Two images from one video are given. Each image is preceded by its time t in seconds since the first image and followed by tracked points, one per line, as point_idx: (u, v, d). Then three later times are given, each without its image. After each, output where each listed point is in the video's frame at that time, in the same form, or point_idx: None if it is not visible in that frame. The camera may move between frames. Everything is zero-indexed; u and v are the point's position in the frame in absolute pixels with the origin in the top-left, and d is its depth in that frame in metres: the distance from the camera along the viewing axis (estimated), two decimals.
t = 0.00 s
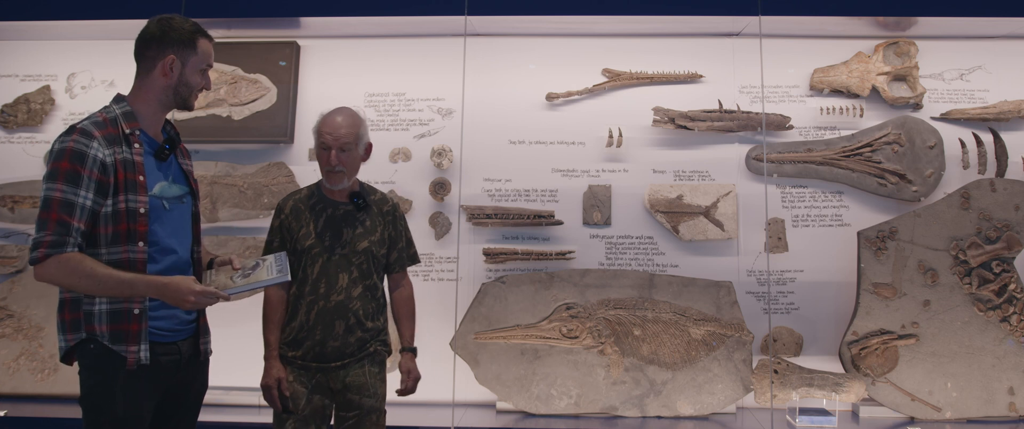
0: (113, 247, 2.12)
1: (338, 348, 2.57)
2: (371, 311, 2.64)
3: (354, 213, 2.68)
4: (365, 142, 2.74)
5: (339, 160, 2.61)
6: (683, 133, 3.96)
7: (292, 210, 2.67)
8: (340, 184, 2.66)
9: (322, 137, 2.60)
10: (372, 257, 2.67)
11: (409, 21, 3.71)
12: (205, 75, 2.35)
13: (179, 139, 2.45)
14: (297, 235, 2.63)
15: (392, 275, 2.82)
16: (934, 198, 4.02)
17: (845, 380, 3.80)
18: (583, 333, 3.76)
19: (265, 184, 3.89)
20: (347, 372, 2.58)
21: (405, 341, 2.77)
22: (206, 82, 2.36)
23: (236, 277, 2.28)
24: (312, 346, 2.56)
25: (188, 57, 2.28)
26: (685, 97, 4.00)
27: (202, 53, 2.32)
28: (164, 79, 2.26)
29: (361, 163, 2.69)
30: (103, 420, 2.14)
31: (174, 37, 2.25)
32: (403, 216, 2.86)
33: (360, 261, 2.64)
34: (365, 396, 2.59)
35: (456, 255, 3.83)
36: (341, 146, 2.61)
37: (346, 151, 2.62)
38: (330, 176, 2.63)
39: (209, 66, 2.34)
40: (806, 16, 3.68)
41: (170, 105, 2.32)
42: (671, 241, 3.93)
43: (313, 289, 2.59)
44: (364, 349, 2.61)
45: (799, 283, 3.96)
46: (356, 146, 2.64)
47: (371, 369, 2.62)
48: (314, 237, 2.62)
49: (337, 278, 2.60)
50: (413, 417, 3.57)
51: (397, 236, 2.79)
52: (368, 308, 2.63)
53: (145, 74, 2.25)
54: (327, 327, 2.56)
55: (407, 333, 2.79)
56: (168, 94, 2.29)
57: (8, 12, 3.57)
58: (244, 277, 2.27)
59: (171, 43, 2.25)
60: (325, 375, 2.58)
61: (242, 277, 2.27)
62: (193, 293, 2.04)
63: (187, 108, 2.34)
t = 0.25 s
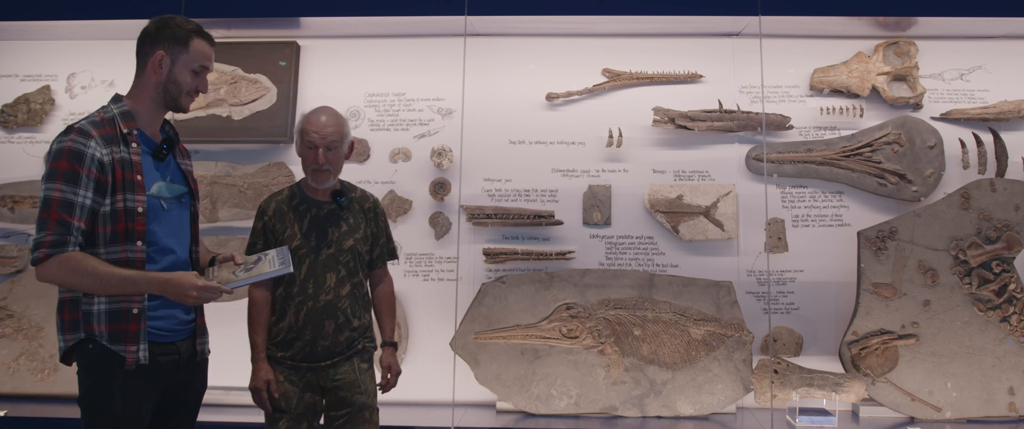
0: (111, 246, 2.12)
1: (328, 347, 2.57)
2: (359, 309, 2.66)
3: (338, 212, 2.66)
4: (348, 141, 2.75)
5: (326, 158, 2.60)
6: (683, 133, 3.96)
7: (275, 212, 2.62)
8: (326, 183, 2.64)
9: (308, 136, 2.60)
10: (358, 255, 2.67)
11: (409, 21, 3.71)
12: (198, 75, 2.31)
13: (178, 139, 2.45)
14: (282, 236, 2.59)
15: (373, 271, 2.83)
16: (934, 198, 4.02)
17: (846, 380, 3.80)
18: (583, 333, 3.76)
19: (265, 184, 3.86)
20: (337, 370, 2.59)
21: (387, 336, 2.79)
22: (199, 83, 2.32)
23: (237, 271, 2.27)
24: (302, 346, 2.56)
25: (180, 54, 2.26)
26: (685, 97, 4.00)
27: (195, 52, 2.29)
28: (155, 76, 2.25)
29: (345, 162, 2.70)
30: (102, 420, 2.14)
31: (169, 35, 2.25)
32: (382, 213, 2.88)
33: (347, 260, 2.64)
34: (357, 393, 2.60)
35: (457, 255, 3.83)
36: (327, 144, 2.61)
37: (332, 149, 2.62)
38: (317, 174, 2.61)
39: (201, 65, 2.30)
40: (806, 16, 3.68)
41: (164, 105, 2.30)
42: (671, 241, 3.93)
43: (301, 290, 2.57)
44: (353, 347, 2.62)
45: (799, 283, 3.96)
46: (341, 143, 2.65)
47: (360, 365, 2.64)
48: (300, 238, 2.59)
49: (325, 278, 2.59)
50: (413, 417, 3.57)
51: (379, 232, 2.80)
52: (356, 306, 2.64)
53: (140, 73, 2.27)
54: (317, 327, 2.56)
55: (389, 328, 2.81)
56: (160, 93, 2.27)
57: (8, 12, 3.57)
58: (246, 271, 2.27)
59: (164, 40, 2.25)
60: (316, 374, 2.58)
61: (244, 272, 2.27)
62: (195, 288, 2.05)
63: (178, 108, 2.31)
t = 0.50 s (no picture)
0: (109, 247, 2.13)
1: (324, 347, 2.58)
2: (351, 307, 2.68)
3: (328, 212, 2.66)
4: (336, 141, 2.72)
5: (315, 160, 2.58)
6: (683, 133, 3.96)
7: (265, 215, 2.59)
8: (315, 184, 2.62)
9: (297, 138, 2.57)
10: (349, 254, 2.68)
11: (409, 21, 3.71)
12: (194, 75, 2.30)
13: (176, 139, 2.45)
14: (272, 238, 2.57)
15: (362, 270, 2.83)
16: (934, 198, 4.02)
17: (846, 380, 3.80)
18: (583, 333, 3.76)
19: (265, 184, 3.90)
20: (332, 369, 2.59)
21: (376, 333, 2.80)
22: (195, 82, 2.31)
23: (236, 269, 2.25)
24: (297, 346, 2.56)
25: (174, 53, 2.26)
26: (685, 97, 4.00)
27: (191, 51, 2.28)
28: (150, 75, 2.26)
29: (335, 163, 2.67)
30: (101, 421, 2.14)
31: (166, 34, 2.25)
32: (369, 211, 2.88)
33: (339, 260, 2.64)
34: (353, 390, 2.62)
35: (456, 255, 3.84)
36: (316, 146, 2.58)
37: (322, 150, 2.59)
38: (306, 176, 2.59)
39: (197, 64, 2.29)
40: (807, 16, 3.68)
41: (160, 105, 2.30)
42: (671, 241, 3.93)
43: (295, 291, 2.56)
44: (347, 346, 2.63)
45: (799, 283, 3.96)
46: (330, 144, 2.62)
47: (355, 363, 2.66)
48: (292, 240, 2.58)
49: (318, 278, 2.59)
50: (413, 417, 3.58)
51: (367, 231, 2.81)
52: (349, 305, 2.66)
53: (137, 72, 2.27)
54: (313, 327, 2.56)
55: (379, 326, 2.83)
56: (156, 93, 2.28)
57: (8, 12, 3.57)
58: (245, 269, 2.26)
59: (160, 40, 2.25)
60: (310, 375, 2.58)
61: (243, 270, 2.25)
62: (194, 287, 2.05)
63: (174, 107, 2.30)
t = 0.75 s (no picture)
0: (106, 246, 2.13)
1: (324, 346, 2.58)
2: (351, 307, 2.69)
3: (326, 212, 2.66)
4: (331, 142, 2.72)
5: (311, 162, 2.58)
6: (683, 133, 3.96)
7: (264, 216, 2.59)
8: (311, 186, 2.63)
9: (293, 140, 2.56)
10: (349, 253, 2.68)
11: (409, 21, 3.71)
12: (187, 74, 2.30)
13: (174, 139, 2.46)
14: (271, 238, 2.57)
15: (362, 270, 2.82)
16: (934, 198, 4.02)
17: (845, 380, 3.80)
18: (583, 333, 3.76)
19: (265, 184, 3.91)
20: (332, 370, 2.60)
21: (381, 333, 2.79)
22: (188, 81, 2.31)
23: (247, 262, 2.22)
24: (297, 346, 2.56)
25: (167, 53, 2.26)
26: (685, 97, 4.00)
27: (183, 49, 2.28)
28: (144, 74, 2.27)
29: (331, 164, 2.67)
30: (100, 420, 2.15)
31: (159, 34, 2.26)
32: (368, 211, 2.88)
33: (339, 259, 2.64)
34: (352, 391, 2.63)
35: (457, 255, 3.83)
36: (312, 148, 2.58)
37: (317, 153, 2.59)
38: (302, 178, 2.59)
39: (188, 63, 2.28)
40: (806, 16, 3.68)
41: (154, 104, 2.30)
42: (671, 242, 3.93)
43: (295, 290, 2.56)
44: (347, 347, 2.64)
45: (799, 283, 3.96)
46: (326, 146, 2.62)
47: (355, 364, 2.67)
48: (291, 239, 2.57)
49: (319, 278, 2.58)
50: (413, 417, 3.57)
51: (367, 230, 2.80)
52: (349, 305, 2.67)
53: (133, 72, 2.29)
54: (313, 327, 2.57)
55: (382, 325, 2.82)
56: (149, 92, 2.28)
57: (8, 12, 3.57)
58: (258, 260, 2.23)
59: (152, 39, 2.26)
60: (310, 375, 2.58)
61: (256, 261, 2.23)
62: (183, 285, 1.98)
63: (167, 106, 2.30)
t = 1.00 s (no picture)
0: (104, 245, 2.13)
1: (322, 347, 2.58)
2: (349, 308, 2.68)
3: (325, 212, 2.67)
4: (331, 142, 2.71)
5: (311, 164, 2.58)
6: (683, 133, 3.96)
7: (263, 216, 2.60)
8: (310, 187, 2.63)
9: (292, 142, 2.56)
10: (347, 253, 2.67)
11: (409, 21, 3.71)
12: (172, 66, 2.28)
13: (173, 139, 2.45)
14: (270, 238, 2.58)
15: (361, 270, 2.82)
16: (934, 198, 4.02)
17: (845, 380, 3.80)
18: (583, 333, 3.76)
19: (265, 184, 3.91)
20: (330, 370, 2.60)
21: (378, 329, 2.78)
22: (175, 72, 2.29)
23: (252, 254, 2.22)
24: (296, 346, 2.56)
25: (152, 47, 2.26)
26: (685, 97, 4.00)
27: (166, 41, 2.28)
28: (134, 72, 2.28)
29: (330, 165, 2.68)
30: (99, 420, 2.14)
31: (146, 30, 2.27)
32: (367, 211, 2.88)
33: (338, 259, 2.64)
34: (351, 391, 2.62)
35: (457, 255, 3.83)
36: (311, 150, 2.58)
37: (317, 155, 2.59)
38: (301, 179, 2.59)
39: (172, 53, 2.27)
40: (807, 16, 3.68)
41: (148, 101, 2.30)
42: (671, 241, 3.93)
43: (294, 290, 2.56)
44: (346, 347, 2.64)
45: (799, 283, 3.96)
46: (325, 148, 2.62)
47: (353, 364, 2.66)
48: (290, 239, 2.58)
49: (317, 278, 2.58)
50: (413, 417, 3.57)
51: (366, 230, 2.80)
52: (347, 305, 2.66)
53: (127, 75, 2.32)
54: (311, 327, 2.57)
55: (380, 323, 2.81)
56: (141, 88, 2.29)
57: (8, 12, 3.57)
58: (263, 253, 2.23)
59: (138, 37, 2.28)
60: (309, 375, 2.58)
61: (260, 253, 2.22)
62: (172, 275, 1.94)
63: (159, 100, 2.29)
